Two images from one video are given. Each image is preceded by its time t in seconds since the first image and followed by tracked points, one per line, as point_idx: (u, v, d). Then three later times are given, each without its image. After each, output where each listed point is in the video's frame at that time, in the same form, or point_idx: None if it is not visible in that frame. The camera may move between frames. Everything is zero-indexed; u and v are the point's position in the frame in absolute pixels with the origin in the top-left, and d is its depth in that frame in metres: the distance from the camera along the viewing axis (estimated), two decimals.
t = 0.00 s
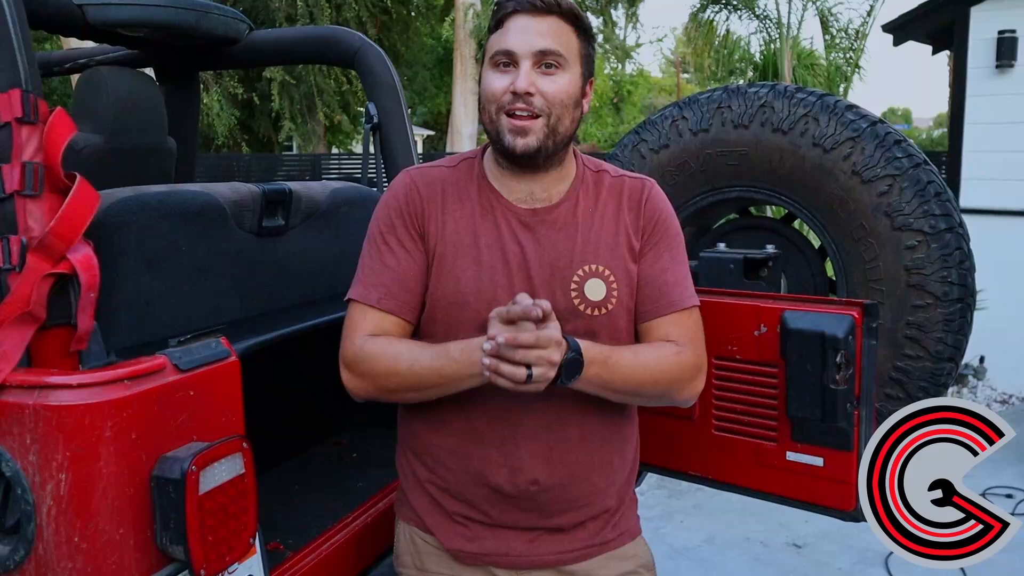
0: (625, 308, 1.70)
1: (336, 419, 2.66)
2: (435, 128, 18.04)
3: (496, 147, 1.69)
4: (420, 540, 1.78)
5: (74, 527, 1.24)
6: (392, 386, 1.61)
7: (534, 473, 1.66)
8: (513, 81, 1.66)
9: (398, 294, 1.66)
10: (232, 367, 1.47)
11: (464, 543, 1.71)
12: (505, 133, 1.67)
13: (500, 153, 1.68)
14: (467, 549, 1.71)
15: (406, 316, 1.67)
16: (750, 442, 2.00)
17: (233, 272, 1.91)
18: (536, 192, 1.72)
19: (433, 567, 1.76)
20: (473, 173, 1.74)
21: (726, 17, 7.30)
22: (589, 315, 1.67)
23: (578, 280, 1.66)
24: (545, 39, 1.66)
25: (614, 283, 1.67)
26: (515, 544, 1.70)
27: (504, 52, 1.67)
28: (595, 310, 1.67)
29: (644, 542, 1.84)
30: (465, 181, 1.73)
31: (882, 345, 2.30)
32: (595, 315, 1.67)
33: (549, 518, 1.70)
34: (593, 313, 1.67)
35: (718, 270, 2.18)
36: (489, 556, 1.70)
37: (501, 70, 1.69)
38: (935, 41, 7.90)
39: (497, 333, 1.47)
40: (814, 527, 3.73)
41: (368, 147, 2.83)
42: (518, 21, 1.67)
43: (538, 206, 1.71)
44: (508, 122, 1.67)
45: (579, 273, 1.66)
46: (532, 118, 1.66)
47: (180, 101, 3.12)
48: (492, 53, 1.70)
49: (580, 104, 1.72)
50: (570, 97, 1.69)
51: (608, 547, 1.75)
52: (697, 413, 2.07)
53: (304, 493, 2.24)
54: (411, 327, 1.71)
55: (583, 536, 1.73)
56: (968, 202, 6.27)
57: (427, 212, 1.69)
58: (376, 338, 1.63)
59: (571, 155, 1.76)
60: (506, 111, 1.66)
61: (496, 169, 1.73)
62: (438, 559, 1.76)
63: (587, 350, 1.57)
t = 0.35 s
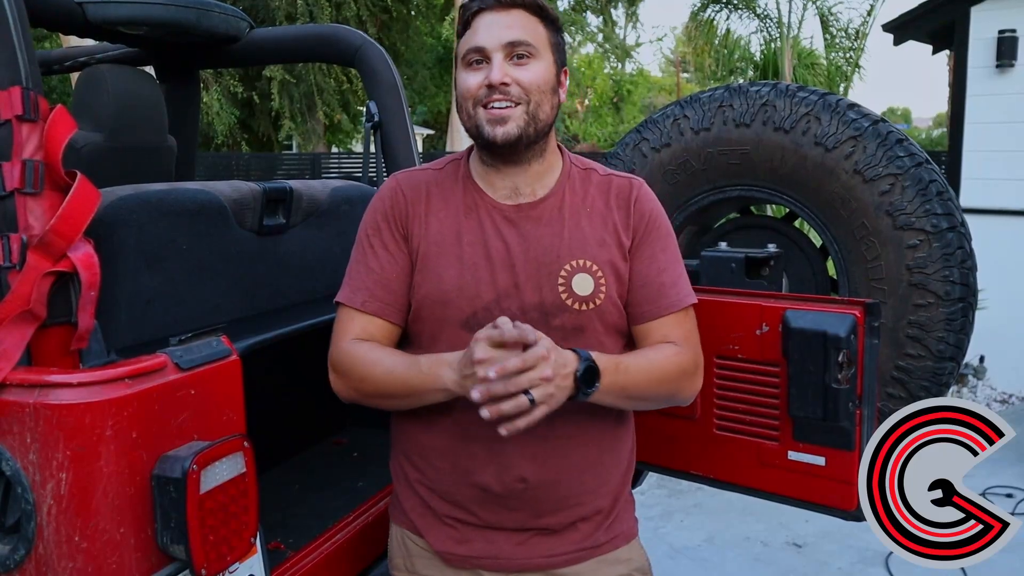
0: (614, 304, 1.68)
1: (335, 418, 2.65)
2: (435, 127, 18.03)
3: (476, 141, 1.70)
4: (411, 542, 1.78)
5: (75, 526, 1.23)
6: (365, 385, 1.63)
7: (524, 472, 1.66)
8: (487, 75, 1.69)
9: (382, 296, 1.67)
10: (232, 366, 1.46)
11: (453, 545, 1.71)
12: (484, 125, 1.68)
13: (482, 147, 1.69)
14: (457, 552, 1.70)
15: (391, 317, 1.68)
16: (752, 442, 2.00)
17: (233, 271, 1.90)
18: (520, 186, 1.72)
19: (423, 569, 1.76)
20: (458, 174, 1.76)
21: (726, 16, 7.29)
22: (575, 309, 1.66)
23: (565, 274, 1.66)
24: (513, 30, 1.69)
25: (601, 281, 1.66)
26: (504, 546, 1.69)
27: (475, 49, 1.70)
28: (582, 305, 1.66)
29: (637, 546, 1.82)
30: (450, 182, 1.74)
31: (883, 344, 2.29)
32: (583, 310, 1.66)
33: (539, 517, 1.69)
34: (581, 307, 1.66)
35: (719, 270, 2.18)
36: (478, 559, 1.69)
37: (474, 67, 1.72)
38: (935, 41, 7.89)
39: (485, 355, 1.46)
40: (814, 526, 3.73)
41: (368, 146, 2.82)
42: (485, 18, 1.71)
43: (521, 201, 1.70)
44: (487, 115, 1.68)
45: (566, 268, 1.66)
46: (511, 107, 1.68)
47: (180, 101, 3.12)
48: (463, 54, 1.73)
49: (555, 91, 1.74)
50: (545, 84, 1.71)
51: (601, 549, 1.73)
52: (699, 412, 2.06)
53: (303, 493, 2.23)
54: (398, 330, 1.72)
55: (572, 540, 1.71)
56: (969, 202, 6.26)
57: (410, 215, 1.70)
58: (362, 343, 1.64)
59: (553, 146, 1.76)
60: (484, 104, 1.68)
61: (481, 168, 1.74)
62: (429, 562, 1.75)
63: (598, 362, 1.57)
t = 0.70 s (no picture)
0: (606, 285, 1.69)
1: (335, 418, 2.65)
2: (435, 127, 18.03)
3: (484, 145, 1.71)
4: (402, 544, 1.79)
5: (76, 526, 1.23)
6: (330, 358, 1.68)
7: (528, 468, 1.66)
8: (493, 77, 1.71)
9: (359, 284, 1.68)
10: (234, 365, 1.46)
11: (443, 546, 1.72)
12: (494, 128, 1.70)
13: (492, 149, 1.69)
14: (446, 552, 1.72)
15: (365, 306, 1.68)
16: (752, 442, 1.99)
17: (233, 270, 1.90)
18: (512, 178, 1.74)
19: (413, 570, 1.78)
20: (447, 171, 1.77)
21: (726, 16, 7.29)
22: (569, 293, 1.66)
23: (558, 258, 1.66)
24: (511, 33, 1.72)
25: (593, 265, 1.67)
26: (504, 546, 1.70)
27: (477, 52, 1.71)
28: (576, 288, 1.66)
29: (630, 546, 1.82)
30: (439, 179, 1.76)
31: (885, 344, 2.29)
32: (575, 293, 1.66)
33: (526, 505, 1.69)
34: (574, 290, 1.66)
35: (720, 270, 2.18)
36: (469, 559, 1.71)
37: (475, 69, 1.72)
38: (936, 41, 7.88)
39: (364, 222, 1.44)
40: (814, 526, 3.73)
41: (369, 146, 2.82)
42: (480, 21, 1.73)
43: (513, 189, 1.73)
44: (496, 117, 1.70)
45: (559, 252, 1.66)
46: (519, 109, 1.71)
47: (180, 100, 3.11)
48: (461, 54, 1.73)
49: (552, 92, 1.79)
50: (546, 85, 1.75)
51: (592, 551, 1.73)
52: (699, 412, 2.06)
53: (303, 492, 2.23)
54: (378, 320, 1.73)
55: (561, 541, 1.72)
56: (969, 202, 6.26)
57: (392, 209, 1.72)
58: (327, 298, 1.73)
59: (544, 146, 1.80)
60: (492, 106, 1.70)
61: (478, 167, 1.76)
62: (420, 564, 1.76)
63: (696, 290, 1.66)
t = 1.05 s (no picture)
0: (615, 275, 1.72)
1: (336, 417, 2.65)
2: (434, 126, 18.02)
3: (496, 148, 1.70)
4: (415, 547, 1.76)
5: (76, 526, 1.23)
6: (335, 368, 1.67)
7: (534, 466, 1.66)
8: (496, 82, 1.71)
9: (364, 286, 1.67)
10: (235, 365, 1.46)
11: (460, 545, 1.71)
12: (505, 131, 1.70)
13: (503, 151, 1.70)
14: (463, 551, 1.70)
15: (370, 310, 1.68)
16: (752, 441, 1.99)
17: (234, 269, 1.89)
18: (518, 174, 1.75)
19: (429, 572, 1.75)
20: (448, 173, 1.76)
21: (726, 16, 7.29)
22: (583, 283, 1.68)
23: (570, 250, 1.68)
24: (505, 36, 1.73)
25: (603, 256, 1.69)
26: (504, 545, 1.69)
27: (475, 58, 1.71)
28: (588, 279, 1.68)
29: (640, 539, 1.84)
30: (441, 180, 1.75)
31: (885, 343, 2.29)
32: (588, 284, 1.68)
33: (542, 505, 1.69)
34: (586, 281, 1.68)
35: (722, 269, 2.18)
36: (486, 557, 1.70)
37: (474, 76, 1.73)
38: (936, 40, 7.88)
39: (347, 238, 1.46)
40: (814, 526, 3.73)
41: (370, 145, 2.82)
42: (474, 27, 1.74)
43: (520, 184, 1.74)
44: (503, 119, 1.71)
45: (570, 243, 1.68)
46: (525, 109, 1.72)
47: (180, 99, 3.11)
48: (459, 65, 1.73)
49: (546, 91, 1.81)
50: (543, 84, 1.76)
51: (609, 546, 1.74)
52: (701, 412, 2.05)
53: (304, 491, 2.23)
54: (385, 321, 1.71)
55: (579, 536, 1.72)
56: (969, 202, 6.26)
57: (398, 212, 1.70)
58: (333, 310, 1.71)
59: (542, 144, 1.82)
60: (498, 110, 1.70)
61: (479, 163, 1.75)
62: (434, 565, 1.75)
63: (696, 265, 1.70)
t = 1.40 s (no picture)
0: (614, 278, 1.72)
1: (338, 416, 2.64)
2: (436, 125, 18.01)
3: (468, 140, 1.72)
4: (422, 544, 1.75)
5: (78, 525, 1.23)
6: (330, 376, 1.69)
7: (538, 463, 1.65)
8: (471, 75, 1.71)
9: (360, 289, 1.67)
10: (237, 365, 1.45)
11: (470, 543, 1.70)
12: (476, 123, 1.70)
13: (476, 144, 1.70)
14: (473, 549, 1.70)
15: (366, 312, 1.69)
16: (755, 441, 1.99)
17: (235, 268, 1.89)
18: (511, 173, 1.75)
19: (436, 569, 1.74)
20: (445, 172, 1.76)
21: (728, 14, 7.28)
22: (580, 287, 1.68)
23: (567, 254, 1.67)
24: (487, 29, 1.73)
25: (601, 259, 1.69)
26: (508, 542, 1.69)
27: (454, 51, 1.72)
28: (587, 283, 1.68)
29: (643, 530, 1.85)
30: (438, 178, 1.75)
31: (889, 342, 2.29)
32: (585, 287, 1.68)
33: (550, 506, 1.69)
34: (585, 285, 1.68)
35: (724, 268, 2.18)
36: (496, 554, 1.69)
37: (454, 69, 1.74)
38: (939, 39, 7.86)
39: (335, 265, 1.48)
40: (816, 526, 3.72)
41: (372, 144, 2.82)
42: (458, 21, 1.74)
43: (514, 186, 1.73)
44: (475, 112, 1.71)
45: (567, 248, 1.68)
46: (498, 101, 1.70)
47: (182, 98, 3.11)
48: (441, 58, 1.75)
49: (534, 83, 1.77)
50: (526, 77, 1.74)
51: (612, 538, 1.75)
52: (703, 411, 2.05)
53: (306, 490, 2.23)
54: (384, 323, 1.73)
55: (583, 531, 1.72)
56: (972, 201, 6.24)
57: (394, 215, 1.71)
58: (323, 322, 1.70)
59: (539, 142, 1.81)
60: (470, 103, 1.70)
61: (469, 162, 1.76)
62: (441, 562, 1.74)
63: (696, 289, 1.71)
